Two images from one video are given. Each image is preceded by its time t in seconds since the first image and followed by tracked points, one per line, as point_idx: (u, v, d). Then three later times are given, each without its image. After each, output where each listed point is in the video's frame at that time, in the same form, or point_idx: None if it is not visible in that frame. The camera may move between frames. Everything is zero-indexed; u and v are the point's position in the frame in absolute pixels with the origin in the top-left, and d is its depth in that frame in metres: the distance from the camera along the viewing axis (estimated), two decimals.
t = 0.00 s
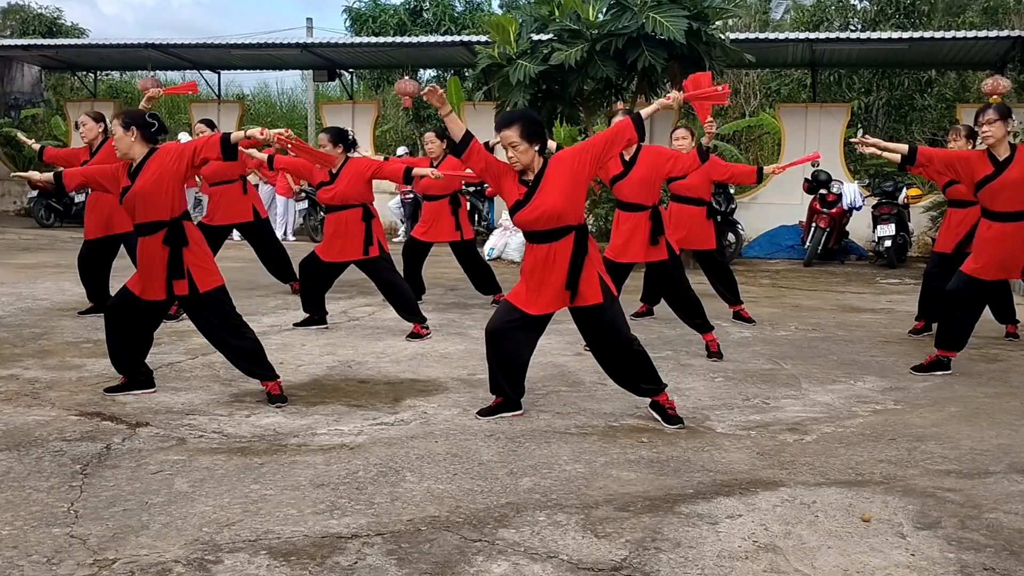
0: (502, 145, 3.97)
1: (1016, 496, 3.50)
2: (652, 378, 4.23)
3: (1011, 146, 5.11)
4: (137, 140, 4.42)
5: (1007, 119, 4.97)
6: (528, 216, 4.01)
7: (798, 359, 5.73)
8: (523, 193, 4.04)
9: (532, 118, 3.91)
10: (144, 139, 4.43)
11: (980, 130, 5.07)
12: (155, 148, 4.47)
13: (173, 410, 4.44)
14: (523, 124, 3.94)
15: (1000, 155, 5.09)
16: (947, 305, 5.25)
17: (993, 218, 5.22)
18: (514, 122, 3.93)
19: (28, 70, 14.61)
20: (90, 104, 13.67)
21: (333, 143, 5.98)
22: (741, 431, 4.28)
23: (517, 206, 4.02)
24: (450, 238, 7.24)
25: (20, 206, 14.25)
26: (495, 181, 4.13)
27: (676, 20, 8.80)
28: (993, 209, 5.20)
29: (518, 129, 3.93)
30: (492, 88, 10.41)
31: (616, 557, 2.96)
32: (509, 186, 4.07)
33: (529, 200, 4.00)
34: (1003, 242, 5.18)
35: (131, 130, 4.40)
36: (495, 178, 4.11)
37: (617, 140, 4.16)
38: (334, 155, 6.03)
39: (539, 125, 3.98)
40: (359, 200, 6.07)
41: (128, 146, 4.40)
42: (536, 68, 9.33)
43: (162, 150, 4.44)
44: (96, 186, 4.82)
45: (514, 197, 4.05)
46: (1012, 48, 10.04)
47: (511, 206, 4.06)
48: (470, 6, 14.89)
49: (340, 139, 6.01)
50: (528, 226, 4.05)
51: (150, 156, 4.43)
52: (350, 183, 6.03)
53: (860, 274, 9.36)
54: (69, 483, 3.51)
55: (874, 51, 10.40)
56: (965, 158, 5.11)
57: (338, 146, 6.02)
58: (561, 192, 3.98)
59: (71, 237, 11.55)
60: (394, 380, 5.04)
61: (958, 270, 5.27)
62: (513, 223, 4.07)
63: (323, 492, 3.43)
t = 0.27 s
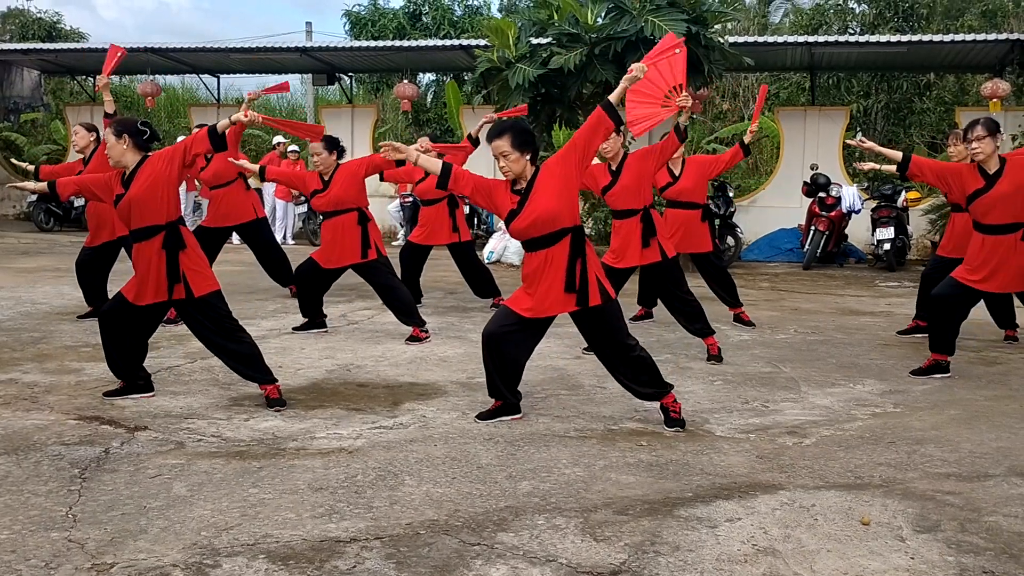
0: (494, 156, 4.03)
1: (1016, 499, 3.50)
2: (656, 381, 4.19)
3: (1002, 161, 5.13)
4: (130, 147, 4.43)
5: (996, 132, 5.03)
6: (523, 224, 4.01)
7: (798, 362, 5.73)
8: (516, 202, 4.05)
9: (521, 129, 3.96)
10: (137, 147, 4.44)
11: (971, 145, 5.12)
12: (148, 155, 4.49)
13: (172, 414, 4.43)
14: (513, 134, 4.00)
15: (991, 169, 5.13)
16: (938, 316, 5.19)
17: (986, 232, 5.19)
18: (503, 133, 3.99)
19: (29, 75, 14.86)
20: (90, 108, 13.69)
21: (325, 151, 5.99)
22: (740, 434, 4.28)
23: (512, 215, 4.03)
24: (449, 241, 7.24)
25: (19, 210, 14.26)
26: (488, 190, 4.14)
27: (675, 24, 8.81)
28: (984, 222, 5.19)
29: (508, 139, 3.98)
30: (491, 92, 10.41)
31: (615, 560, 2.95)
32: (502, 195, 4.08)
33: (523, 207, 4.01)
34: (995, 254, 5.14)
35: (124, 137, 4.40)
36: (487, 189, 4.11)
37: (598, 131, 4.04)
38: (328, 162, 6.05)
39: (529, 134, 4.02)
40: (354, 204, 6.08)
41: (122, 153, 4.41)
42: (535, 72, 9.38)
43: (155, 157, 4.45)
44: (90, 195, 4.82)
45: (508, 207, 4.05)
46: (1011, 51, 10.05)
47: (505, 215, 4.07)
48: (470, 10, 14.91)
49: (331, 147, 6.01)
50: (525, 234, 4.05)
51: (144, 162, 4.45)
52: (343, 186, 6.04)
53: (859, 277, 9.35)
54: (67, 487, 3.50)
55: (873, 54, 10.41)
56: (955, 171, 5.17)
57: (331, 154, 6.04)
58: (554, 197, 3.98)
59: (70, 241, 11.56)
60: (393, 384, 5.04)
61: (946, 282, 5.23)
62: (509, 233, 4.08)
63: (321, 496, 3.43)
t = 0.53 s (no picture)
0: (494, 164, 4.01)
1: (1015, 499, 3.49)
2: (659, 385, 4.18)
3: (995, 167, 5.11)
4: (130, 147, 4.42)
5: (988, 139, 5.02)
6: (526, 232, 4.01)
7: (796, 363, 5.72)
8: (517, 211, 4.06)
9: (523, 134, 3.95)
10: (137, 146, 4.44)
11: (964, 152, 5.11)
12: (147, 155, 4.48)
13: (170, 415, 4.42)
14: (514, 139, 3.98)
15: (984, 175, 5.10)
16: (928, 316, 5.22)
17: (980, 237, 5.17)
18: (503, 139, 3.97)
19: (27, 75, 15.00)
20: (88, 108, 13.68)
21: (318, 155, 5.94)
22: (739, 434, 4.27)
23: (514, 224, 4.03)
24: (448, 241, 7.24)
25: (17, 210, 14.24)
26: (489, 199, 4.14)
27: (673, 24, 8.83)
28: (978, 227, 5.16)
29: (510, 145, 3.96)
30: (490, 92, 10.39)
31: (614, 561, 2.95)
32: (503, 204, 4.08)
33: (524, 215, 4.01)
34: (989, 260, 5.13)
35: (124, 136, 4.39)
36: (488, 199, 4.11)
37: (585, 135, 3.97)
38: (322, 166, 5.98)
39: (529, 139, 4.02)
40: (350, 206, 6.06)
41: (122, 150, 4.40)
42: (533, 73, 9.35)
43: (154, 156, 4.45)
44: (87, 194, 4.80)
45: (510, 216, 4.05)
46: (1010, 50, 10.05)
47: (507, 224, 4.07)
48: (468, 10, 14.91)
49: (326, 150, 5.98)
50: (528, 242, 4.05)
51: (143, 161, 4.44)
52: (337, 187, 5.99)
53: (858, 277, 9.35)
54: (65, 488, 3.49)
55: (872, 54, 10.41)
56: (949, 177, 5.16)
57: (325, 158, 6.00)
58: (555, 202, 3.99)
59: (69, 242, 11.55)
60: (392, 384, 5.03)
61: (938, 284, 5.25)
62: (513, 242, 4.07)
63: (319, 497, 3.42)
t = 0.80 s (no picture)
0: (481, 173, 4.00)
1: (1005, 501, 3.50)
2: (651, 388, 4.20)
3: (983, 170, 5.13)
4: (122, 147, 4.40)
5: (975, 142, 5.04)
6: (515, 241, 4.01)
7: (788, 364, 5.73)
8: (506, 220, 4.04)
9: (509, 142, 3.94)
10: (130, 146, 4.42)
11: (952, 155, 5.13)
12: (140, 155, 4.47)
13: (161, 417, 4.41)
14: (501, 147, 3.98)
15: (972, 178, 5.12)
16: (915, 315, 5.26)
17: (969, 239, 5.17)
18: (489, 147, 3.96)
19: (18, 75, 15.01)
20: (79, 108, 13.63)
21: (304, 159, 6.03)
22: (731, 436, 4.28)
23: (503, 233, 4.02)
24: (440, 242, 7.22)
25: (8, 210, 14.18)
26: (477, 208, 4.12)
27: (665, 26, 8.88)
28: (967, 230, 5.17)
29: (497, 152, 3.96)
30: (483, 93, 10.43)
31: (605, 563, 2.95)
32: (491, 213, 4.06)
33: (513, 224, 4.00)
34: (978, 262, 5.13)
35: (117, 136, 4.39)
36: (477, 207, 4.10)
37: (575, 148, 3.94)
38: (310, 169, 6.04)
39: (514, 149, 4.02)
40: (340, 207, 6.05)
41: (115, 149, 4.39)
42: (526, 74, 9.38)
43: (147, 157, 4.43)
44: (80, 194, 4.79)
45: (499, 226, 4.04)
46: (1001, 52, 10.08)
47: (496, 233, 4.06)
48: (461, 11, 14.91)
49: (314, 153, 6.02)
50: (519, 251, 4.04)
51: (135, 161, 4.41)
52: (326, 189, 6.00)
53: (849, 278, 9.37)
54: (54, 490, 3.48)
55: (863, 56, 10.44)
56: (937, 181, 5.19)
57: (313, 161, 6.07)
58: (542, 210, 3.98)
59: (60, 243, 11.51)
60: (383, 386, 5.02)
61: (927, 287, 5.27)
62: (503, 252, 4.07)
63: (310, 499, 3.41)
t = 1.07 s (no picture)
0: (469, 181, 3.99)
1: (993, 508, 3.51)
2: (639, 395, 4.21)
3: (971, 177, 5.16)
4: (113, 152, 4.40)
5: (961, 149, 5.08)
6: (502, 250, 4.01)
7: (777, 370, 5.74)
8: (493, 229, 4.04)
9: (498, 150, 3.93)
10: (121, 152, 4.41)
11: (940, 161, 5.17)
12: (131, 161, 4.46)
13: (149, 424, 4.39)
14: (490, 155, 3.97)
15: (959, 185, 5.15)
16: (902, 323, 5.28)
17: (958, 245, 5.19)
18: (477, 155, 3.95)
19: (4, 79, 14.61)
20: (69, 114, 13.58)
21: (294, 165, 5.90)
22: (720, 442, 4.29)
23: (491, 241, 4.02)
24: (430, 248, 7.21)
25: None
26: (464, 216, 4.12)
27: (655, 32, 8.90)
28: (955, 236, 5.19)
29: (486, 160, 3.95)
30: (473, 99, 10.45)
31: (594, 570, 2.95)
32: (479, 221, 4.06)
33: (501, 232, 4.00)
34: (965, 269, 5.15)
35: (109, 141, 4.38)
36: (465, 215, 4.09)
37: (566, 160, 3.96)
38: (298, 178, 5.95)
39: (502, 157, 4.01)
40: (329, 214, 6.04)
41: (106, 155, 4.38)
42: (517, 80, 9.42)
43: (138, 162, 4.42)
44: (70, 199, 4.78)
45: (487, 235, 4.04)
46: (989, 59, 10.14)
47: (484, 241, 4.06)
48: (452, 17, 14.92)
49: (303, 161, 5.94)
50: (507, 260, 4.04)
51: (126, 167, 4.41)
52: (315, 196, 6.00)
53: (838, 285, 9.41)
54: (41, 498, 3.46)
55: (852, 63, 10.49)
56: (925, 187, 5.24)
57: (301, 169, 5.97)
58: (530, 219, 3.98)
59: (49, 248, 11.46)
60: (373, 393, 5.01)
61: (916, 293, 5.31)
62: (491, 260, 4.07)
63: (299, 507, 3.41)
